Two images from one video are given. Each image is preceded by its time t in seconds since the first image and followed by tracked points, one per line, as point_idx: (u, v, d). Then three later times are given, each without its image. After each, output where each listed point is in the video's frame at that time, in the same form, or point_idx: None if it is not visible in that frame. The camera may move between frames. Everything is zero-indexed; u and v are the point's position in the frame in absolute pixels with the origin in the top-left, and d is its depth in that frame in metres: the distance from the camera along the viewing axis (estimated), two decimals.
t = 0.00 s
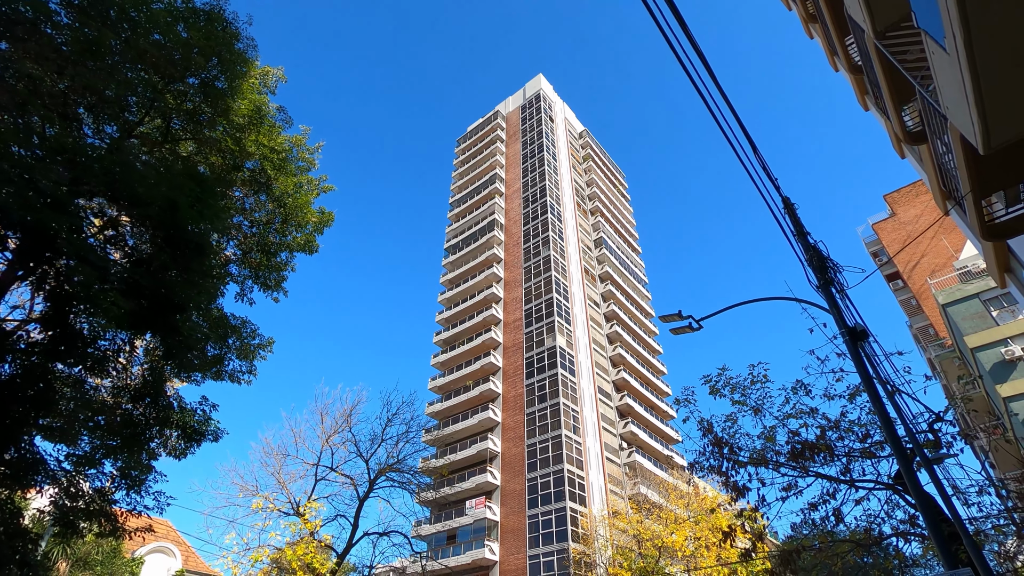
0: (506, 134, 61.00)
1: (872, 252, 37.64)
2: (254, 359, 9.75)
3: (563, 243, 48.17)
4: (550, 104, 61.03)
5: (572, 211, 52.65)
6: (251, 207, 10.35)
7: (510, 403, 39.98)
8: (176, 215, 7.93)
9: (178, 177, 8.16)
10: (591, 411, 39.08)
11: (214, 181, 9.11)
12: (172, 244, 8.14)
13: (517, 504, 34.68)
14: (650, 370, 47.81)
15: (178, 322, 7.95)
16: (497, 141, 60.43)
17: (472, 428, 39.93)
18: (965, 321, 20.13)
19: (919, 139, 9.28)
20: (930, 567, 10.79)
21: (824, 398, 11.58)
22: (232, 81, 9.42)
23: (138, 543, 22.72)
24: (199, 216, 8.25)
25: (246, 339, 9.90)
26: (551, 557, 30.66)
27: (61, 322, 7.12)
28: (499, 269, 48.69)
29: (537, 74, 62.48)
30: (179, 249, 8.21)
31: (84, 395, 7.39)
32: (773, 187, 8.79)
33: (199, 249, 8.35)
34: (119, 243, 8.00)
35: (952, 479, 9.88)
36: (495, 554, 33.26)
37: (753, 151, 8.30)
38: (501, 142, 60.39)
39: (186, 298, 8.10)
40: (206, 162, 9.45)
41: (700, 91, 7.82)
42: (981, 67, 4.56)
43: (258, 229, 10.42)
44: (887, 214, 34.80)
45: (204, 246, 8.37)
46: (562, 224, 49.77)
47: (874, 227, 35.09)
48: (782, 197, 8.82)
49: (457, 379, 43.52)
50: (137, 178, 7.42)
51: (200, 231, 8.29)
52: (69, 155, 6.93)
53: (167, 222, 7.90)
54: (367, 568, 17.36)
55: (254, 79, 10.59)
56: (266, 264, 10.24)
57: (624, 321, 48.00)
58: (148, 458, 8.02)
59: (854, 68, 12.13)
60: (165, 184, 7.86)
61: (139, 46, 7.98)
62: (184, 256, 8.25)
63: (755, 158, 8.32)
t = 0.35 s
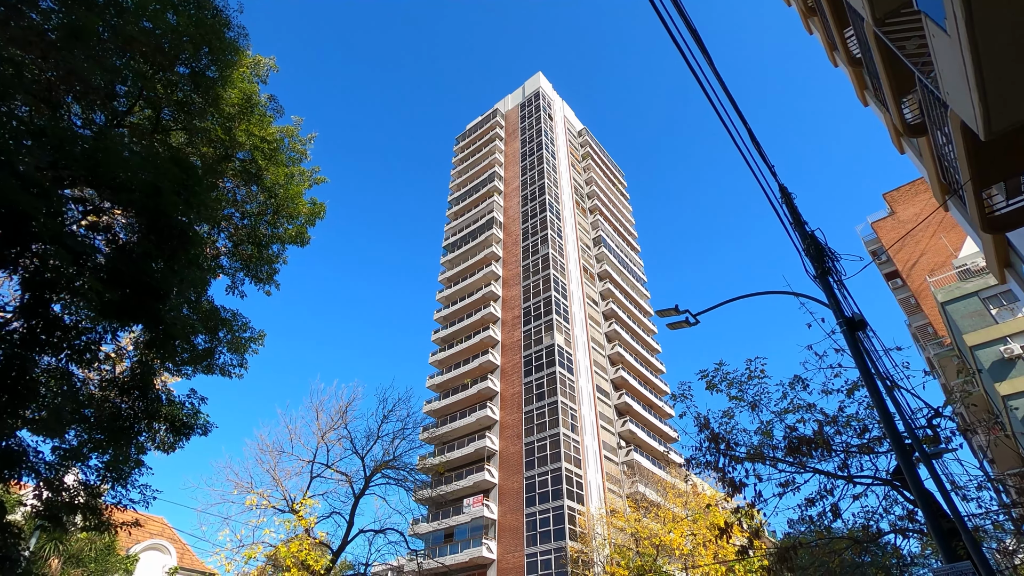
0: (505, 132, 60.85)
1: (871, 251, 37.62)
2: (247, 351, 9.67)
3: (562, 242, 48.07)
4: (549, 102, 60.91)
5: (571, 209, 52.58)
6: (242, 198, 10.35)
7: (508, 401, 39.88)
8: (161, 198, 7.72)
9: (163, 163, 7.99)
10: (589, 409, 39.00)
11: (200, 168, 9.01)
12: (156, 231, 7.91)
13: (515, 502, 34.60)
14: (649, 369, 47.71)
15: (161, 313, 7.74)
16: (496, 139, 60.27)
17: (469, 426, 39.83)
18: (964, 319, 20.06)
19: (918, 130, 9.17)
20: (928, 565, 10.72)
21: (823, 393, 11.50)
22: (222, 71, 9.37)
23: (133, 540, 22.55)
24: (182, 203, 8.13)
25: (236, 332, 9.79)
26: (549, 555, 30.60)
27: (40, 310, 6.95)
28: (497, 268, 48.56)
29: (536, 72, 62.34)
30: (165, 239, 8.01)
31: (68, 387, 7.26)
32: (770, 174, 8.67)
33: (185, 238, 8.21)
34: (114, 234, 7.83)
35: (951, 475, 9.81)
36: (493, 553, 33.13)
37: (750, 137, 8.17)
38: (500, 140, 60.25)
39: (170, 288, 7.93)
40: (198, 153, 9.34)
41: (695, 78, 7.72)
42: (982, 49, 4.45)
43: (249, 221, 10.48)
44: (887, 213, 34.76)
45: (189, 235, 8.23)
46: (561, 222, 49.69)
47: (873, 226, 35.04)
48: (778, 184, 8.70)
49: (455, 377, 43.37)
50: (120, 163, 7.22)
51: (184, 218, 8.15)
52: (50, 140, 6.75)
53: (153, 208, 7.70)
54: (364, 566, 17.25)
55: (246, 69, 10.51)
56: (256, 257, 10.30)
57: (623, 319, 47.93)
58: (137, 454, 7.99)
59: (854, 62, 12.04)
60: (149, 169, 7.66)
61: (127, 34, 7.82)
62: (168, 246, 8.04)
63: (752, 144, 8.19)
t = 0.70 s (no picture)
0: (503, 130, 60.66)
1: (871, 249, 37.54)
2: (238, 343, 9.51)
3: (560, 239, 47.91)
4: (548, 100, 60.67)
5: (570, 207, 52.43)
6: (232, 189, 10.29)
7: (506, 400, 39.74)
8: (143, 180, 7.47)
9: (146, 148, 7.79)
10: (587, 407, 38.87)
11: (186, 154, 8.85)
12: (138, 217, 7.67)
13: (513, 501, 34.48)
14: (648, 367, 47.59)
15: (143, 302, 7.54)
16: (495, 137, 60.08)
17: (467, 424, 39.70)
18: (964, 316, 19.93)
19: (919, 117, 9.00)
20: (927, 563, 10.57)
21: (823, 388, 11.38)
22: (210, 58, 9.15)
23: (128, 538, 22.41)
24: (165, 188, 7.91)
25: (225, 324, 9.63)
26: (547, 554, 30.47)
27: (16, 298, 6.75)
28: (496, 266, 48.40)
29: (535, 70, 62.17)
30: (149, 226, 7.78)
31: (54, 379, 7.15)
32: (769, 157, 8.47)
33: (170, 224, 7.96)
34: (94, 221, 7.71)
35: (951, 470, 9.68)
36: (491, 551, 33.01)
37: (749, 120, 7.99)
38: (499, 138, 60.06)
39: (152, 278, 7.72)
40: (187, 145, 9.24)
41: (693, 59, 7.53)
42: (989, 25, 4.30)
43: (239, 212, 10.42)
44: (887, 211, 34.62)
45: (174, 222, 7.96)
46: (560, 220, 49.52)
47: (873, 224, 34.89)
48: (777, 169, 8.51)
49: (454, 375, 43.19)
50: (99, 148, 7.00)
51: (169, 202, 7.88)
52: (28, 122, 6.51)
53: (135, 191, 7.46)
54: (359, 564, 17.12)
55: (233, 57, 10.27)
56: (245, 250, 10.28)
57: (621, 317, 47.76)
58: (123, 449, 7.90)
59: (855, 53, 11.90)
60: (128, 152, 7.45)
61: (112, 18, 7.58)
62: (152, 232, 7.80)
63: (751, 127, 8.00)
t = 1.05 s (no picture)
0: (502, 129, 60.58)
1: (870, 246, 37.45)
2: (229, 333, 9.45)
3: (559, 238, 47.78)
4: (546, 98, 60.55)
5: (568, 206, 52.31)
6: (222, 182, 10.37)
7: (505, 399, 39.63)
8: (126, 166, 7.29)
9: (130, 137, 7.55)
10: (586, 406, 38.77)
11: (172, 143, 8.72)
12: (124, 209, 7.49)
13: (512, 500, 34.36)
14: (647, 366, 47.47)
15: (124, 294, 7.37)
16: (494, 136, 59.97)
17: (466, 424, 39.59)
18: (963, 313, 19.83)
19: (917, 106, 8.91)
20: (927, 560, 10.48)
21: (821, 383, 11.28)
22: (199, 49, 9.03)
23: (124, 538, 22.33)
24: (150, 180, 7.69)
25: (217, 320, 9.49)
26: (546, 553, 30.35)
27: None
28: (494, 265, 48.30)
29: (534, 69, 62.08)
30: (135, 220, 7.60)
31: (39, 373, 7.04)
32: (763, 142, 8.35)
33: (159, 220, 7.79)
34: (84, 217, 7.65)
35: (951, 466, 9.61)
36: (489, 551, 32.88)
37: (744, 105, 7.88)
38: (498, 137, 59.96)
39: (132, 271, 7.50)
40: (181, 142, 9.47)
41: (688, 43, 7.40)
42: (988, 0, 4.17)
43: (229, 206, 10.45)
44: (886, 209, 34.49)
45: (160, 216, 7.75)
46: (559, 219, 49.41)
47: (872, 222, 34.78)
48: (772, 156, 8.42)
49: (453, 375, 43.07)
50: (76, 133, 6.82)
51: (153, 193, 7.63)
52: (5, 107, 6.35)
53: (120, 179, 7.31)
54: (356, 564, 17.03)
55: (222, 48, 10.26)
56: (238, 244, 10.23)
57: (621, 317, 47.57)
58: (110, 445, 7.86)
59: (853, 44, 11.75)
60: (109, 138, 7.22)
61: (97, 6, 7.43)
62: (137, 226, 7.62)
63: (746, 115, 7.88)
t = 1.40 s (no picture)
0: (500, 127, 60.44)
1: (868, 244, 37.38)
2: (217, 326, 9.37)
3: (556, 237, 47.67)
4: (544, 97, 60.38)
5: (566, 204, 52.19)
6: (208, 174, 10.48)
7: (502, 397, 39.49)
8: (98, 150, 7.10)
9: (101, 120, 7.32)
10: (584, 404, 38.65)
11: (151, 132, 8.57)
12: (100, 198, 7.37)
13: (509, 499, 34.22)
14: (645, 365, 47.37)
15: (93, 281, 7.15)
16: (491, 134, 59.83)
17: (463, 422, 39.48)
18: (961, 311, 19.71)
19: (913, 95, 8.74)
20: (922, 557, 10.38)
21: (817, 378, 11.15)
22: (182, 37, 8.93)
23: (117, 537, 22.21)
24: (125, 168, 7.49)
25: (201, 313, 9.36)
26: (543, 552, 30.24)
27: None
28: (492, 263, 48.19)
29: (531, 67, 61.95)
30: (112, 208, 7.47)
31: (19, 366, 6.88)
32: (754, 128, 8.20)
33: (136, 208, 7.63)
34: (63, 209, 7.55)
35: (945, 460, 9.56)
36: (486, 550, 32.77)
37: (734, 89, 7.73)
38: (495, 135, 59.83)
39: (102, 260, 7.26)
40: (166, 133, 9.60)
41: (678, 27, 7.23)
42: None
43: (214, 198, 10.57)
44: (884, 206, 34.39)
45: (137, 204, 7.57)
46: (556, 218, 49.29)
47: (870, 220, 34.69)
48: (763, 142, 8.28)
49: (450, 373, 42.95)
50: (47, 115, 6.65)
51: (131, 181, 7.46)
52: None
53: (93, 164, 7.12)
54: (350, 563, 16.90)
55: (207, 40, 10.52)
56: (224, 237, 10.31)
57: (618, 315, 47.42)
58: (93, 440, 7.77)
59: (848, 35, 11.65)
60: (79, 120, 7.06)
61: None
62: (115, 215, 7.49)
63: (738, 101, 7.72)
